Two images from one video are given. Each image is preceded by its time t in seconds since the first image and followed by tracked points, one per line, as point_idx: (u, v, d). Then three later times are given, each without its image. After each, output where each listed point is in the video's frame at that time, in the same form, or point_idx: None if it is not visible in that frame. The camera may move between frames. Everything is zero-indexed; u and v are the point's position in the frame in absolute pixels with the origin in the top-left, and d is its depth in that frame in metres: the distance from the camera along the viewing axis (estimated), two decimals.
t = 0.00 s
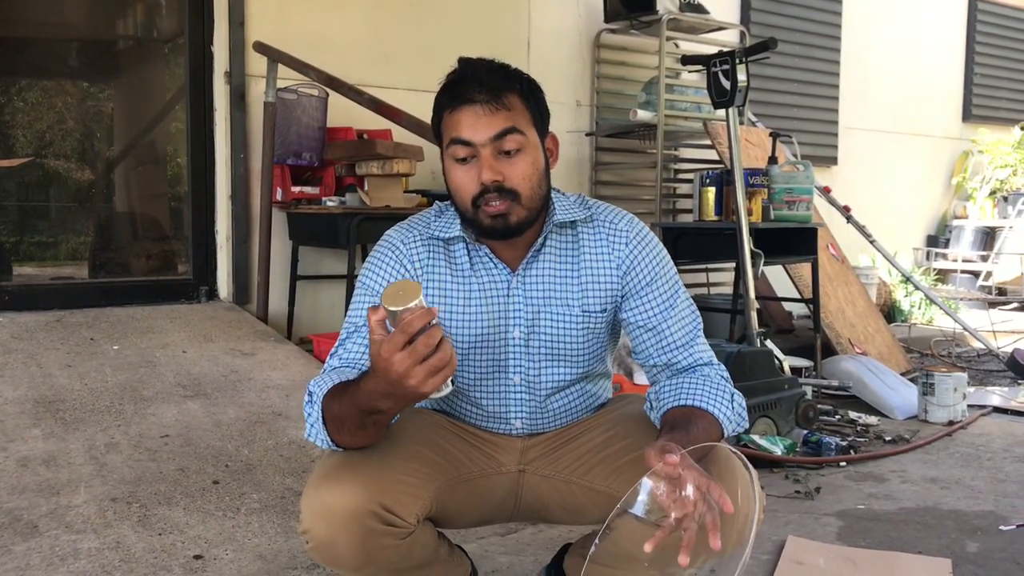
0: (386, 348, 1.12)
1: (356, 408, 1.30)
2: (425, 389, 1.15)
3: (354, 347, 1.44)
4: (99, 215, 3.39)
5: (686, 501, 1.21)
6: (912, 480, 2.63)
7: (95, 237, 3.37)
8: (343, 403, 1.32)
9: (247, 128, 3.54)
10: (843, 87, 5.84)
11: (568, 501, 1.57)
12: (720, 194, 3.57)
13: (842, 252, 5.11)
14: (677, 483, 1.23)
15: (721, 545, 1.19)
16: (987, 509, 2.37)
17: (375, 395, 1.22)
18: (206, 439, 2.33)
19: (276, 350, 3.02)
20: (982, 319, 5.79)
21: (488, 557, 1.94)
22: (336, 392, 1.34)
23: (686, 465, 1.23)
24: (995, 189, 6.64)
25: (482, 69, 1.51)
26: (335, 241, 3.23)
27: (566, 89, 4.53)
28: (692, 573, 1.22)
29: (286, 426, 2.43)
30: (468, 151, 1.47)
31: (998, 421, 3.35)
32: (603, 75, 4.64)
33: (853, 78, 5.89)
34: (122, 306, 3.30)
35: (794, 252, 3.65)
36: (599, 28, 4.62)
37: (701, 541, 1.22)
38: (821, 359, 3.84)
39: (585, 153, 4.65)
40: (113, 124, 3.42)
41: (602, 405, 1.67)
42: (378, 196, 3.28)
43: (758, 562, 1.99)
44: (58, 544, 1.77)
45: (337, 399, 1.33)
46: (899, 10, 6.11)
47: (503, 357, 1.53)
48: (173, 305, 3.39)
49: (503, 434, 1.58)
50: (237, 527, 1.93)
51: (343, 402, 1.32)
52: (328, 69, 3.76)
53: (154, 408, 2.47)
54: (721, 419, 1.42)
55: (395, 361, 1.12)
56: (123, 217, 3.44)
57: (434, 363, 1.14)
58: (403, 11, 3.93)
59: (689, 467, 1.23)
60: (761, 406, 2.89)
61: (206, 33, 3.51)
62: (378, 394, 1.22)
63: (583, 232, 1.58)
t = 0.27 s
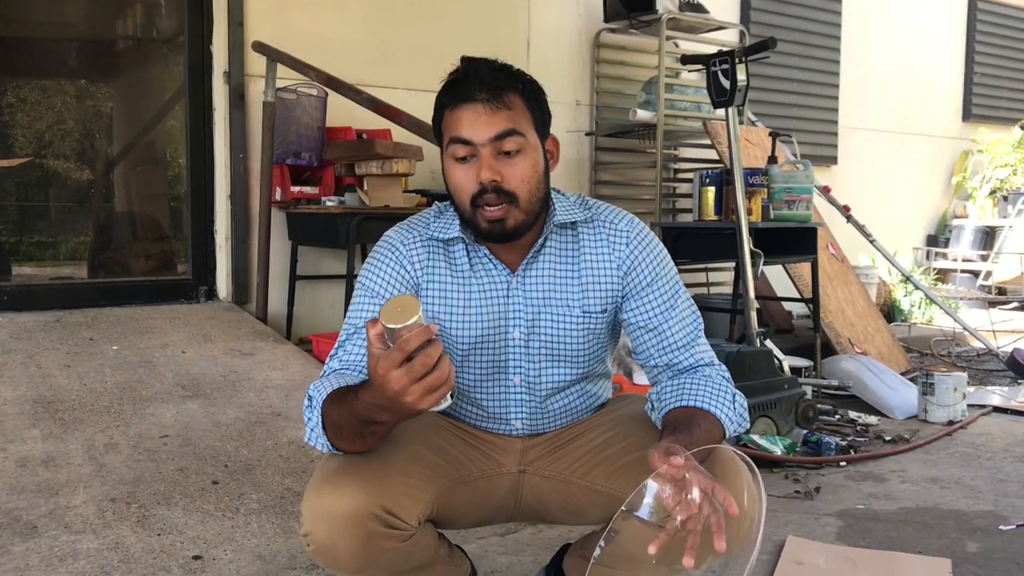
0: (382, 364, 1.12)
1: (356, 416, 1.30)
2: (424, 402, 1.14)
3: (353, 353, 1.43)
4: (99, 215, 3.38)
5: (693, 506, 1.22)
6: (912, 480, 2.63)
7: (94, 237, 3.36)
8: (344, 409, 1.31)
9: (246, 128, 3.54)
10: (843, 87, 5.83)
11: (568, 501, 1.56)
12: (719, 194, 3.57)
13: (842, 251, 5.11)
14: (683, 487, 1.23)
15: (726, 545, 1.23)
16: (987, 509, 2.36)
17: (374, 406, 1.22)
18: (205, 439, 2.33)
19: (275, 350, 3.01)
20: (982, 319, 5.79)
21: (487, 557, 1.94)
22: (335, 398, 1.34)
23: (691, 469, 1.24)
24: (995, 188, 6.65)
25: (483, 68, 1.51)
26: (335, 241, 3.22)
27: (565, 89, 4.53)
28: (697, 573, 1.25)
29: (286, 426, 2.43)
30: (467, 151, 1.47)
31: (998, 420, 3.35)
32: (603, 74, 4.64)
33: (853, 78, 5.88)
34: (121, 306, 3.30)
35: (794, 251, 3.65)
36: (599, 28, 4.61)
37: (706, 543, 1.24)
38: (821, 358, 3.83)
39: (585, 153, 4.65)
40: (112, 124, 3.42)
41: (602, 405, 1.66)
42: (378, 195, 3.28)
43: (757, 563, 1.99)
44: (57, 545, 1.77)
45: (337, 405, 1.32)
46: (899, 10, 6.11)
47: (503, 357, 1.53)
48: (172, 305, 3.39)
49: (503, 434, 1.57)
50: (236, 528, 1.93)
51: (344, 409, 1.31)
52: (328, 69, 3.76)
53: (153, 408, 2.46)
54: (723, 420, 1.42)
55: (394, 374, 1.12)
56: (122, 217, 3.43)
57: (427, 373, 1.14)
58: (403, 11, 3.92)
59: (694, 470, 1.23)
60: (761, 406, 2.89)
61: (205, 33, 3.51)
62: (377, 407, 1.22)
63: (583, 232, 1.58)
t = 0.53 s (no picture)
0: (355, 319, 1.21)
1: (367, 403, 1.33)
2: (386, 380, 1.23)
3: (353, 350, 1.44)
4: (98, 216, 3.39)
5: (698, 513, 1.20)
6: (912, 479, 2.63)
7: (94, 237, 3.37)
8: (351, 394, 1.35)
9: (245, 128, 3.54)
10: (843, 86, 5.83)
11: (568, 501, 1.56)
12: (719, 193, 3.57)
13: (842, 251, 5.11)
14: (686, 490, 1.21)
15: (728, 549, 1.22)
16: (987, 509, 2.36)
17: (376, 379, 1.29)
18: (205, 440, 2.33)
19: (275, 350, 3.02)
20: (982, 318, 5.78)
21: (487, 557, 1.94)
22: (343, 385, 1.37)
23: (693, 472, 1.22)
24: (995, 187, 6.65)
25: (502, 68, 1.52)
26: (335, 241, 3.22)
27: (565, 89, 4.53)
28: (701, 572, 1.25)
29: (285, 427, 2.43)
30: (487, 145, 1.47)
31: (998, 419, 3.35)
32: (602, 74, 4.64)
33: (852, 77, 5.89)
34: (121, 306, 3.30)
35: (793, 251, 3.65)
36: (598, 28, 4.61)
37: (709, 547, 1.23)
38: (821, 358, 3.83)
39: (585, 153, 4.65)
40: (111, 124, 3.42)
41: (602, 405, 1.66)
42: (377, 196, 3.29)
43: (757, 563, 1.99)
44: (58, 546, 1.77)
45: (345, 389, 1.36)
46: (898, 9, 6.11)
47: (504, 358, 1.53)
48: (172, 305, 3.39)
49: (502, 433, 1.57)
50: (236, 528, 1.93)
51: (353, 395, 1.34)
52: (327, 69, 3.76)
53: (153, 409, 2.47)
54: (723, 420, 1.42)
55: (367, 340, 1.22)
56: (122, 218, 3.43)
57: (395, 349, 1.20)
58: (403, 11, 3.93)
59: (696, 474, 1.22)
60: (760, 406, 2.89)
61: (204, 33, 3.50)
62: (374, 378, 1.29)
63: (582, 233, 1.58)
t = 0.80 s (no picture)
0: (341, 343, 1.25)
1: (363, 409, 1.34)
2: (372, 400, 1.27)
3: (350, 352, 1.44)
4: (98, 216, 3.39)
5: (702, 518, 1.20)
6: (912, 479, 2.64)
7: (94, 237, 3.37)
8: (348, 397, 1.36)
9: (246, 128, 3.54)
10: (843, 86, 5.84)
11: (568, 501, 1.57)
12: (719, 193, 3.57)
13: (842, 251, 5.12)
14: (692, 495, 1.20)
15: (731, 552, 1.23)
16: (987, 509, 2.37)
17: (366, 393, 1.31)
18: (205, 440, 2.33)
19: (275, 350, 3.02)
20: (982, 318, 5.78)
21: (487, 557, 1.94)
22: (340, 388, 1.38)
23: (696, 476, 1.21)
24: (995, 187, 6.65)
25: (512, 74, 1.51)
26: (335, 241, 3.23)
27: (565, 89, 4.53)
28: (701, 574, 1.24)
29: (286, 427, 2.43)
30: (493, 157, 1.47)
31: (998, 420, 3.36)
32: (602, 74, 4.64)
33: (852, 77, 5.89)
34: (121, 306, 3.30)
35: (794, 251, 3.66)
36: (598, 28, 4.61)
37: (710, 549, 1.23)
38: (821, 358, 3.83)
39: (585, 153, 4.65)
40: (111, 124, 3.42)
41: (602, 406, 1.66)
42: (378, 196, 3.29)
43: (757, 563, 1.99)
44: (58, 546, 1.77)
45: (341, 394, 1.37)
46: (898, 9, 6.11)
47: (504, 359, 1.53)
48: (172, 306, 3.39)
49: (503, 435, 1.57)
50: (236, 528, 1.93)
51: (350, 400, 1.35)
52: (328, 69, 3.76)
53: (154, 409, 2.47)
54: (723, 421, 1.42)
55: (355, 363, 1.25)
56: (122, 218, 3.43)
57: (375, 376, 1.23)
58: (403, 11, 3.93)
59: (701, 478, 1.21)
60: (760, 406, 2.89)
61: (204, 32, 3.50)
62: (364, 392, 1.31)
63: (582, 235, 1.58)
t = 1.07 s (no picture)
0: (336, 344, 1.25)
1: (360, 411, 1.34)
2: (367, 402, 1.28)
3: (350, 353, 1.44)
4: (99, 215, 3.39)
5: (704, 520, 1.17)
6: (912, 480, 2.64)
7: (95, 237, 3.37)
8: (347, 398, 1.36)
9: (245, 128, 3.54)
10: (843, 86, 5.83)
11: (569, 500, 1.56)
12: (720, 193, 3.56)
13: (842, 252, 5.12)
14: (693, 499, 1.18)
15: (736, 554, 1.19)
16: (988, 509, 2.36)
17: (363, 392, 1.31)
18: (205, 439, 2.33)
19: (275, 350, 3.02)
20: (983, 318, 5.79)
21: (488, 557, 1.94)
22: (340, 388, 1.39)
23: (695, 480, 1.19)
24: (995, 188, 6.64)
25: (516, 73, 1.51)
26: (335, 240, 3.22)
27: (565, 89, 4.53)
28: None
29: (286, 426, 2.43)
30: (495, 155, 1.46)
31: (998, 420, 3.35)
32: (603, 74, 4.64)
33: (852, 77, 5.89)
34: (121, 306, 3.30)
35: (794, 250, 3.65)
36: (599, 28, 4.61)
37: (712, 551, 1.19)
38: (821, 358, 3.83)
39: (586, 153, 4.65)
40: (112, 123, 3.41)
41: (603, 406, 1.66)
42: (378, 195, 3.29)
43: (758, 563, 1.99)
44: (58, 546, 1.77)
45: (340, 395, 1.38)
46: (899, 9, 6.10)
47: (504, 359, 1.53)
48: (172, 305, 3.39)
49: (503, 434, 1.57)
50: (236, 528, 1.93)
51: (349, 403, 1.35)
52: (328, 69, 3.75)
53: (154, 408, 2.46)
54: (723, 420, 1.42)
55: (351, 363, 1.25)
56: (122, 217, 3.43)
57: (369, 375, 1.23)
58: (403, 11, 3.92)
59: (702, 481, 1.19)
60: (761, 406, 2.89)
61: (205, 31, 3.50)
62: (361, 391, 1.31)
63: (583, 234, 1.58)
